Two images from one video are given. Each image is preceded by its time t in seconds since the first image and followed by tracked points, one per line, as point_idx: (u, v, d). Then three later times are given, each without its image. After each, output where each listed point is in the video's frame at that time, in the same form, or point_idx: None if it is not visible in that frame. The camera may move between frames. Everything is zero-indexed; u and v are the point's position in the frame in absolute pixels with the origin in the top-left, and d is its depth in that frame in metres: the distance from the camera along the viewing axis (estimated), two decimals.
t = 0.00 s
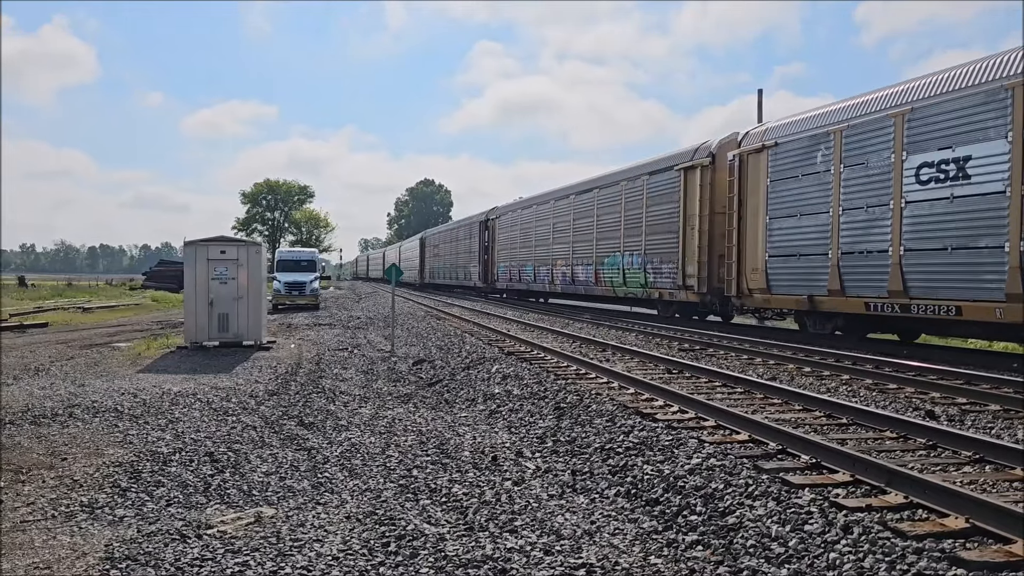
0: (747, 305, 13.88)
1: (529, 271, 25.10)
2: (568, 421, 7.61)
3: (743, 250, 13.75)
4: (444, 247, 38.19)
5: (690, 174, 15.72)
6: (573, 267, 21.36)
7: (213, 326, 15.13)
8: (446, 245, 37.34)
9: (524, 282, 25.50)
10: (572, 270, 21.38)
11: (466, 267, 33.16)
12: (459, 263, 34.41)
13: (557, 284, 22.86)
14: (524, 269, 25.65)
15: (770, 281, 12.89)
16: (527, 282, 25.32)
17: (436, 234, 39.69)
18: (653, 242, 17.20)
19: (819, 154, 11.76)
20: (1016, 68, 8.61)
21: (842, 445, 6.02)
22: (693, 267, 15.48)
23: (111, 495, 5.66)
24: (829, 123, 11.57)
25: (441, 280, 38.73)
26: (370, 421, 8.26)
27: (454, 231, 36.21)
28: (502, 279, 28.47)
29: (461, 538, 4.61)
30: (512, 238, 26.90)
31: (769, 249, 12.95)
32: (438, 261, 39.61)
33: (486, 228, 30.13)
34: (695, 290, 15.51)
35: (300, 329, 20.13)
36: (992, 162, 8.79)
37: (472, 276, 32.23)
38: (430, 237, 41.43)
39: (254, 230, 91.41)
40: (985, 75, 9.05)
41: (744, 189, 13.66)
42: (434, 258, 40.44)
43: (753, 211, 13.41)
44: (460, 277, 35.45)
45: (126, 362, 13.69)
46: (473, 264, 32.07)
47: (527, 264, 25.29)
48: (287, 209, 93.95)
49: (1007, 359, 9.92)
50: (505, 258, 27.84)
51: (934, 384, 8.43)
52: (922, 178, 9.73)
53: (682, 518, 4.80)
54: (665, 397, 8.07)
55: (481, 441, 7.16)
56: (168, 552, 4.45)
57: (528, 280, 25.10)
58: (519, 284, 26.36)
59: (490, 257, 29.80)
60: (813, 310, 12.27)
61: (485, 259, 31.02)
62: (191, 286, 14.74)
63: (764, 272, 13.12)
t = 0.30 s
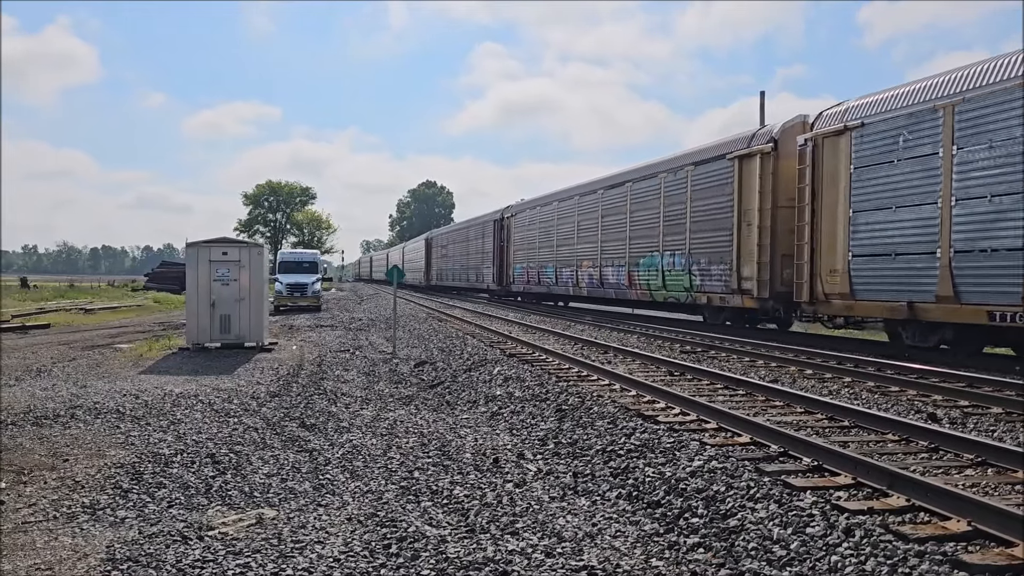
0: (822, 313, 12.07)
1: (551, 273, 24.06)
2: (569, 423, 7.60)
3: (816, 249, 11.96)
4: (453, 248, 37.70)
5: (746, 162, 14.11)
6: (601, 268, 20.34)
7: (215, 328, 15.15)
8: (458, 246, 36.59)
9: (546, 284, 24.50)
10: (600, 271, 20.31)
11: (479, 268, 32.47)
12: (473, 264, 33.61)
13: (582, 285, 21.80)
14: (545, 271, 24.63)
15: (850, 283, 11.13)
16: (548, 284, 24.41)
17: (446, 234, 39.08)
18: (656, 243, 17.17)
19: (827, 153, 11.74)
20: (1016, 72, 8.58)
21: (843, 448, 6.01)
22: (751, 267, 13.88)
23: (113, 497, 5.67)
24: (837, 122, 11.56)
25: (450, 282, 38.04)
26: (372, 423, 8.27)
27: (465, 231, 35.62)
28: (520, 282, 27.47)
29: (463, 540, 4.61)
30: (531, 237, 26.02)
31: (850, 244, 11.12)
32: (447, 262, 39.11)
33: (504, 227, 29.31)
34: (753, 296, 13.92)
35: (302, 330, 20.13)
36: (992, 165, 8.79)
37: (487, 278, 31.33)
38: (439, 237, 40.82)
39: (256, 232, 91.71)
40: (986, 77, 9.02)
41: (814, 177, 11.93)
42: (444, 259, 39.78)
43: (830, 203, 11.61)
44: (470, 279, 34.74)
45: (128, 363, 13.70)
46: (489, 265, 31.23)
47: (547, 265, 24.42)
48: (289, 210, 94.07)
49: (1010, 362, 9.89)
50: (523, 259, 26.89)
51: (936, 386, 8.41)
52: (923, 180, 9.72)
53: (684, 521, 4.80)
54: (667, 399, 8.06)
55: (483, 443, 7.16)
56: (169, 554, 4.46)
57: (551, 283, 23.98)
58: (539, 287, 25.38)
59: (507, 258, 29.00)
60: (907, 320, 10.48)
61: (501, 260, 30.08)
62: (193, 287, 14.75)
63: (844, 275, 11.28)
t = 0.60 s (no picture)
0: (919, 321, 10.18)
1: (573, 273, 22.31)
2: (570, 424, 7.60)
3: (913, 244, 10.08)
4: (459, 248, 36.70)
5: (818, 146, 12.13)
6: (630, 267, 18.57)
7: (216, 328, 15.15)
8: (466, 245, 35.24)
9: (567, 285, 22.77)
10: (629, 270, 18.55)
11: (490, 268, 31.11)
12: (483, 263, 32.09)
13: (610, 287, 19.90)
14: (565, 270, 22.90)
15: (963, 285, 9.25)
16: (568, 283, 22.76)
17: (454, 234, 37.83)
18: (656, 244, 17.17)
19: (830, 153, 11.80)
20: None
21: (844, 449, 6.01)
22: (824, 267, 11.94)
23: (113, 497, 5.67)
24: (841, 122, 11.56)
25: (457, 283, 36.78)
26: (372, 423, 8.27)
27: (473, 229, 34.39)
28: (538, 284, 25.72)
29: (463, 540, 4.61)
30: (549, 234, 24.43)
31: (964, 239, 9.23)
32: (454, 262, 37.99)
33: (519, 224, 27.71)
34: (823, 300, 12.02)
35: (303, 331, 20.11)
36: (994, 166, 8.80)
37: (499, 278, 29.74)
38: (445, 236, 39.66)
39: (256, 232, 91.84)
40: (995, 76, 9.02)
41: (911, 159, 10.05)
42: (451, 259, 38.42)
43: (933, 189, 9.71)
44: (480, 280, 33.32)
45: (129, 364, 13.70)
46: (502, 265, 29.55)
47: (567, 264, 22.78)
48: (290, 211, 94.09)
49: (1011, 363, 9.89)
50: (541, 258, 25.20)
51: (937, 387, 8.41)
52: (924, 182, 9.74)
53: (684, 521, 4.80)
54: (667, 400, 8.05)
55: (483, 444, 7.15)
56: (170, 554, 4.46)
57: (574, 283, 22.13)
58: (561, 288, 23.56)
59: (522, 256, 27.38)
60: None
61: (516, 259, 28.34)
62: (194, 288, 14.75)
63: (955, 275, 9.39)
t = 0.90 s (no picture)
0: None
1: (600, 273, 20.08)
2: (570, 424, 7.60)
3: None
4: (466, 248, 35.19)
5: (918, 122, 9.89)
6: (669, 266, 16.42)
7: (216, 328, 15.16)
8: (475, 244, 33.28)
9: (593, 287, 20.58)
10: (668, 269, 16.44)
11: (501, 268, 29.30)
12: (495, 263, 30.10)
13: (643, 289, 17.74)
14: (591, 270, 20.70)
15: None
16: (593, 284, 20.63)
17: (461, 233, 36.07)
18: (695, 241, 15.30)
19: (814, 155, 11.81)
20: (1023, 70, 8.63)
21: (845, 449, 6.02)
22: (926, 267, 9.74)
23: (114, 497, 5.67)
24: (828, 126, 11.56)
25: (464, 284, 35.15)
26: (373, 423, 8.26)
27: (481, 227, 32.66)
28: (558, 286, 23.58)
29: (464, 540, 4.61)
30: (570, 232, 22.34)
31: None
32: (461, 262, 36.49)
33: (535, 221, 25.62)
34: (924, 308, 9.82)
35: (304, 331, 20.10)
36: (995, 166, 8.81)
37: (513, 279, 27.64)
38: (452, 235, 38.14)
39: (257, 232, 91.89)
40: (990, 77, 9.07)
41: None
42: (458, 260, 36.60)
43: None
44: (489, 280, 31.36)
45: (130, 364, 13.69)
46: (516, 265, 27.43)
47: (592, 263, 20.65)
48: (291, 211, 94.10)
49: (1013, 363, 9.88)
50: (561, 258, 23.07)
51: (938, 388, 8.41)
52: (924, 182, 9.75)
53: (685, 521, 4.80)
54: (668, 400, 8.06)
55: (484, 444, 7.14)
56: (170, 554, 4.46)
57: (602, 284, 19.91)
58: (584, 291, 21.33)
59: (539, 255, 25.27)
60: None
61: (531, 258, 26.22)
62: (195, 287, 14.75)
63: None
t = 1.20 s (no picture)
0: None
1: (633, 273, 18.13)
2: (571, 425, 7.60)
3: None
4: (473, 247, 33.81)
5: None
6: (719, 264, 14.53)
7: (217, 329, 15.17)
8: (486, 244, 31.67)
9: (624, 289, 18.66)
10: (717, 268, 14.57)
11: (514, 269, 27.69)
12: (509, 263, 28.27)
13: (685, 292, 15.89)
14: (622, 270, 18.75)
15: None
16: (624, 286, 18.77)
17: (470, 233, 34.50)
18: (745, 239, 13.70)
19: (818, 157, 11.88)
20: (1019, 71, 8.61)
21: (846, 451, 6.01)
22: None
23: (114, 497, 5.67)
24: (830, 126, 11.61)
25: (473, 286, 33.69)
26: (373, 424, 8.26)
27: (492, 225, 31.07)
28: (582, 289, 21.70)
29: (464, 541, 4.61)
30: (597, 229, 20.46)
31: None
32: (469, 262, 35.13)
33: (556, 216, 23.73)
34: None
35: (305, 332, 20.08)
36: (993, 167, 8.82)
37: (531, 280, 25.85)
38: (459, 234, 36.65)
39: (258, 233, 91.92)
40: (984, 79, 9.07)
41: None
42: (466, 261, 35.13)
43: None
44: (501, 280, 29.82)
45: (130, 365, 13.68)
46: (534, 265, 25.49)
47: (623, 263, 18.76)
48: (291, 212, 94.13)
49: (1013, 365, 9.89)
50: (588, 257, 21.07)
51: (938, 389, 8.41)
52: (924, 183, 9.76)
53: (685, 523, 4.80)
54: (668, 401, 8.06)
55: (484, 445, 7.14)
56: (170, 555, 4.45)
57: (636, 286, 17.98)
58: (613, 294, 19.42)
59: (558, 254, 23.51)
60: None
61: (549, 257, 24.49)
62: (195, 289, 14.76)
63: None
